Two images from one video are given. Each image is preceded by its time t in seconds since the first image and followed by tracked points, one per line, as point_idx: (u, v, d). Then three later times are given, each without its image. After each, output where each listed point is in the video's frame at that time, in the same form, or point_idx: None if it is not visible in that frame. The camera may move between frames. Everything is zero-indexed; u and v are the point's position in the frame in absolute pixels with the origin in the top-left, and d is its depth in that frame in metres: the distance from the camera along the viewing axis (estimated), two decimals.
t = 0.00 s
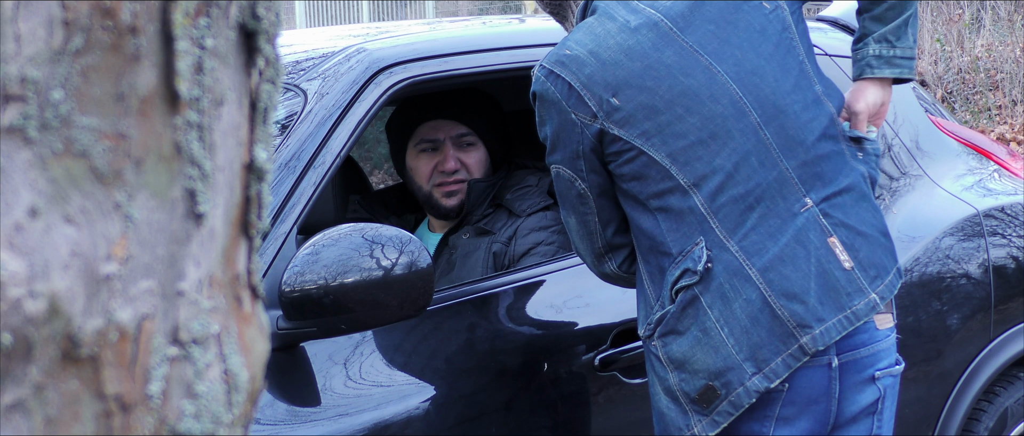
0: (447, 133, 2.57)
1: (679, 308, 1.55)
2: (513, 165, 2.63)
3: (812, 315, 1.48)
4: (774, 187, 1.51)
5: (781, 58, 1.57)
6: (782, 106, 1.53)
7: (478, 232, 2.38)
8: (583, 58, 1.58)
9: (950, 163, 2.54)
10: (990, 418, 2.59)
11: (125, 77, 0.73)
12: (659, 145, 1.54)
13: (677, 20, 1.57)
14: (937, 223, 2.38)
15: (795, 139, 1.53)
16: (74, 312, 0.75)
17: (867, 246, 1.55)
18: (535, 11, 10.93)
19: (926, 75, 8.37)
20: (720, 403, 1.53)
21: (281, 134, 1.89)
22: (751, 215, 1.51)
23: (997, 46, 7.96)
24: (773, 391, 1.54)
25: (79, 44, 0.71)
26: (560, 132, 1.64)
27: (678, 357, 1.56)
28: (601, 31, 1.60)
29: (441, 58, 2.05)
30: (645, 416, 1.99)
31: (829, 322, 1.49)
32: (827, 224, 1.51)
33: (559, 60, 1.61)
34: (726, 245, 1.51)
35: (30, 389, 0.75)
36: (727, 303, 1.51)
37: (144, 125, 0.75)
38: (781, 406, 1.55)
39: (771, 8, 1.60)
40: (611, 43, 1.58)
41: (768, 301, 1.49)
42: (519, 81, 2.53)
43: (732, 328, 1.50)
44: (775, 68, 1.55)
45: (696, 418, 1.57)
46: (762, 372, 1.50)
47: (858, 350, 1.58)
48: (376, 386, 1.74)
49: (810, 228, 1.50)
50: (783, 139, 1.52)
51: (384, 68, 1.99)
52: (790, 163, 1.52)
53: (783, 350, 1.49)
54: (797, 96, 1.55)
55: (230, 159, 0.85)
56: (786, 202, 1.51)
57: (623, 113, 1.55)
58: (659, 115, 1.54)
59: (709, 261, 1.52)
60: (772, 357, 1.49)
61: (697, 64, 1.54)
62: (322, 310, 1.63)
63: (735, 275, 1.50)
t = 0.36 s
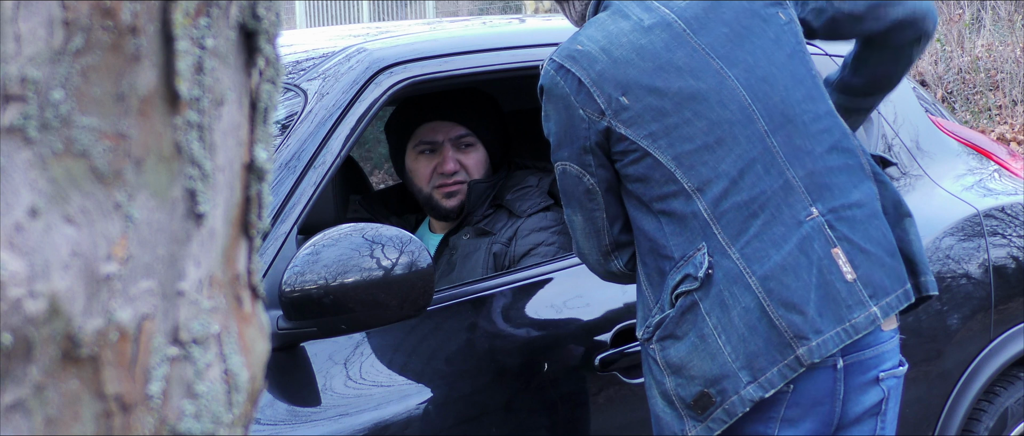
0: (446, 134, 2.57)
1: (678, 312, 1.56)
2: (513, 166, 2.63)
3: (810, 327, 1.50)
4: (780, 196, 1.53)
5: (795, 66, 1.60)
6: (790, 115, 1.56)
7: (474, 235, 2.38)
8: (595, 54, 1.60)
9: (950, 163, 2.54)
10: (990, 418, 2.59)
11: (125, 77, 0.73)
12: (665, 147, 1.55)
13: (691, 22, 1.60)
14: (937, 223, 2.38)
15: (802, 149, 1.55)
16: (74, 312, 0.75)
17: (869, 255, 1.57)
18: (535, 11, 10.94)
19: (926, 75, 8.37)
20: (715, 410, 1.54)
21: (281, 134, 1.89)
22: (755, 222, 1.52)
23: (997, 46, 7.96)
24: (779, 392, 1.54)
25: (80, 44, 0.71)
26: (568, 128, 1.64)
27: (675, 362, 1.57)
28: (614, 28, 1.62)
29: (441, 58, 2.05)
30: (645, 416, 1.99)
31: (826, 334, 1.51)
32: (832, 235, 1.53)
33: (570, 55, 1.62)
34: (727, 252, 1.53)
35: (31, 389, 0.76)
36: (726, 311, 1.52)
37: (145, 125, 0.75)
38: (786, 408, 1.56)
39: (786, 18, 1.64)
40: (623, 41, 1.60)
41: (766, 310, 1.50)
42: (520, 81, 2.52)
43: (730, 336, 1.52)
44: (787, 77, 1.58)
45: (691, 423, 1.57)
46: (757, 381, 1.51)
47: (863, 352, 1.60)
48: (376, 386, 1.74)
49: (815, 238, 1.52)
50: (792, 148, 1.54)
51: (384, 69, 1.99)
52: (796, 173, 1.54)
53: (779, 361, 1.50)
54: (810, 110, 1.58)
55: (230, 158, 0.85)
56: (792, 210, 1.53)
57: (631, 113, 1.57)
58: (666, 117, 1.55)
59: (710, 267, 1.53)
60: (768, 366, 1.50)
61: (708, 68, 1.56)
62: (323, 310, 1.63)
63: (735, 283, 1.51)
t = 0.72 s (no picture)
0: (443, 137, 2.56)
1: (682, 298, 1.59)
2: (513, 165, 2.64)
3: (812, 329, 1.55)
4: (794, 197, 1.60)
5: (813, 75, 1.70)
6: (810, 123, 1.65)
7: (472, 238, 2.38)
8: (634, 24, 1.63)
9: (950, 163, 2.54)
10: (990, 418, 2.59)
11: (125, 77, 0.73)
12: (689, 130, 1.60)
13: (726, 13, 1.67)
14: (937, 223, 2.38)
15: (818, 159, 1.64)
16: (74, 312, 0.75)
17: (873, 269, 1.64)
18: (535, 11, 10.95)
19: (926, 75, 8.39)
20: (708, 400, 1.59)
21: (282, 134, 1.88)
22: (769, 219, 1.58)
23: (997, 46, 7.95)
24: (787, 389, 1.61)
25: (80, 44, 0.71)
26: (595, 90, 1.62)
27: (670, 347, 1.61)
28: (655, 5, 1.67)
29: (442, 58, 2.05)
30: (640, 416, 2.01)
31: (826, 339, 1.56)
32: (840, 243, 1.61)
33: (608, 20, 1.64)
34: (739, 245, 1.57)
35: (31, 389, 0.76)
36: (732, 303, 1.57)
37: (145, 125, 0.75)
38: (796, 406, 1.62)
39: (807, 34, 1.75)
40: (663, 17, 1.65)
41: (770, 307, 1.56)
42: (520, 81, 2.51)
43: (734, 328, 1.57)
44: (807, 86, 1.67)
45: (679, 411, 1.62)
46: (755, 377, 1.56)
47: (868, 351, 1.67)
48: (376, 386, 1.74)
49: (825, 242, 1.59)
50: (808, 154, 1.63)
51: (383, 69, 1.99)
52: (810, 177, 1.62)
53: (778, 359, 1.56)
54: (824, 120, 1.68)
55: (230, 158, 0.85)
56: (805, 214, 1.60)
57: (664, 88, 1.60)
58: (695, 100, 1.60)
59: (723, 257, 1.58)
60: (767, 363, 1.56)
61: (740, 60, 1.63)
62: (323, 310, 1.63)
63: (747, 276, 1.57)
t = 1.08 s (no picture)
0: (444, 137, 2.56)
1: (682, 298, 1.60)
2: (513, 166, 2.64)
3: (810, 330, 1.58)
4: (792, 198, 1.63)
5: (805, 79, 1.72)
6: (804, 126, 1.68)
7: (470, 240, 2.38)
8: (639, 19, 1.62)
9: (950, 163, 2.54)
10: (990, 418, 2.59)
11: (126, 77, 0.73)
12: (691, 127, 1.60)
13: (726, 13, 1.68)
14: (937, 223, 2.38)
15: (812, 163, 1.67)
16: (74, 312, 0.75)
17: (864, 272, 1.68)
18: (535, 11, 10.97)
19: (926, 75, 8.40)
20: (708, 400, 1.60)
21: (282, 134, 1.88)
22: (768, 219, 1.60)
23: (997, 46, 7.97)
24: (781, 386, 1.62)
25: (80, 44, 0.71)
26: (600, 83, 1.59)
27: (670, 347, 1.61)
28: (658, 0, 1.66)
29: (442, 58, 2.05)
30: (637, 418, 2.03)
31: (823, 341, 1.60)
32: (834, 245, 1.65)
33: (613, 13, 1.63)
34: (738, 244, 1.59)
35: (31, 389, 0.76)
36: (732, 303, 1.58)
37: (145, 125, 0.75)
38: (787, 402, 1.64)
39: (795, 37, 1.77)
40: (666, 14, 1.64)
41: (769, 308, 1.58)
42: (521, 81, 2.51)
43: (734, 328, 1.58)
44: (799, 89, 1.70)
45: (678, 411, 1.63)
46: (754, 377, 1.58)
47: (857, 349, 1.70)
48: (377, 386, 1.73)
49: (821, 244, 1.63)
50: (803, 156, 1.66)
51: (384, 69, 1.99)
52: (806, 179, 1.65)
53: (775, 360, 1.58)
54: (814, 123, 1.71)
55: (231, 158, 0.85)
56: (802, 216, 1.63)
57: (670, 84, 1.60)
58: (699, 98, 1.60)
59: (722, 257, 1.59)
60: (765, 363, 1.58)
61: (740, 63, 1.64)
62: (323, 310, 1.63)
63: (747, 276, 1.58)
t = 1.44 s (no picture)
0: (443, 136, 2.55)
1: (664, 304, 1.60)
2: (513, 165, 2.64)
3: (791, 331, 1.60)
4: (768, 200, 1.64)
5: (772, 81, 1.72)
6: (777, 128, 1.69)
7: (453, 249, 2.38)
8: (613, 27, 1.58)
9: (950, 163, 2.54)
10: (991, 418, 2.59)
11: (126, 77, 0.73)
12: (669, 133, 1.58)
13: (696, 16, 1.66)
14: (937, 223, 2.38)
15: (785, 162, 1.68)
16: (74, 312, 0.75)
17: (841, 269, 1.71)
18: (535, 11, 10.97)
19: (926, 75, 8.40)
20: (694, 404, 1.61)
21: (282, 134, 1.89)
22: (744, 223, 1.61)
23: (997, 46, 8.00)
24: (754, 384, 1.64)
25: (80, 44, 0.71)
26: (576, 94, 1.55)
27: (654, 353, 1.61)
28: (629, 6, 1.62)
29: (442, 58, 2.05)
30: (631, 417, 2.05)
31: (805, 340, 1.62)
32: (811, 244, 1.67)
33: (588, 22, 1.58)
34: (717, 249, 1.59)
35: (31, 389, 0.76)
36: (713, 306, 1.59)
37: (145, 125, 0.75)
38: (760, 401, 1.65)
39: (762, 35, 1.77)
40: (639, 20, 1.61)
41: (750, 309, 1.59)
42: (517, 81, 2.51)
43: (716, 332, 1.59)
44: (768, 90, 1.70)
45: (665, 416, 1.64)
46: (739, 379, 1.60)
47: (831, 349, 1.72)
48: (377, 386, 1.72)
49: (798, 244, 1.65)
50: (777, 158, 1.67)
51: (384, 69, 1.99)
52: (781, 181, 1.66)
53: (758, 362, 1.61)
54: (784, 125, 1.72)
55: (231, 158, 0.85)
56: (780, 218, 1.64)
57: (646, 90, 1.57)
58: (675, 104, 1.58)
59: (701, 262, 1.59)
60: (749, 366, 1.60)
61: (712, 66, 1.63)
62: (323, 310, 1.63)
63: (725, 278, 1.59)
